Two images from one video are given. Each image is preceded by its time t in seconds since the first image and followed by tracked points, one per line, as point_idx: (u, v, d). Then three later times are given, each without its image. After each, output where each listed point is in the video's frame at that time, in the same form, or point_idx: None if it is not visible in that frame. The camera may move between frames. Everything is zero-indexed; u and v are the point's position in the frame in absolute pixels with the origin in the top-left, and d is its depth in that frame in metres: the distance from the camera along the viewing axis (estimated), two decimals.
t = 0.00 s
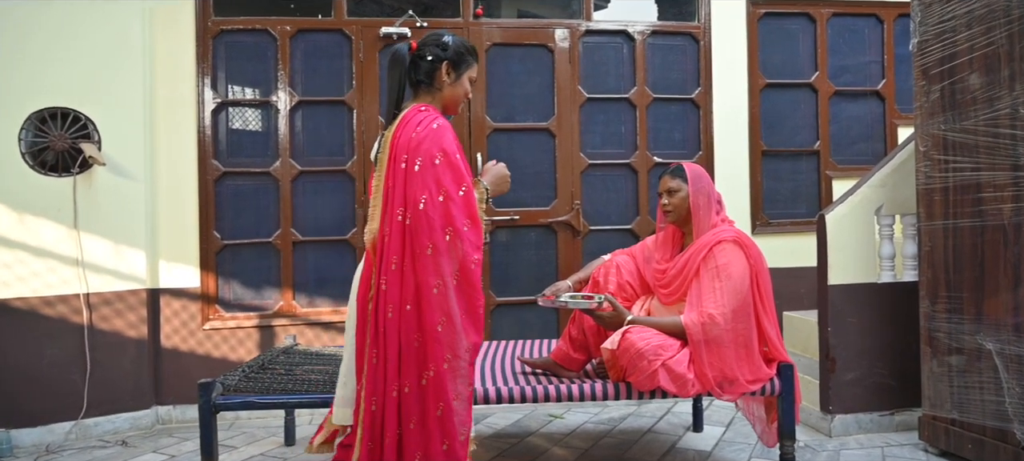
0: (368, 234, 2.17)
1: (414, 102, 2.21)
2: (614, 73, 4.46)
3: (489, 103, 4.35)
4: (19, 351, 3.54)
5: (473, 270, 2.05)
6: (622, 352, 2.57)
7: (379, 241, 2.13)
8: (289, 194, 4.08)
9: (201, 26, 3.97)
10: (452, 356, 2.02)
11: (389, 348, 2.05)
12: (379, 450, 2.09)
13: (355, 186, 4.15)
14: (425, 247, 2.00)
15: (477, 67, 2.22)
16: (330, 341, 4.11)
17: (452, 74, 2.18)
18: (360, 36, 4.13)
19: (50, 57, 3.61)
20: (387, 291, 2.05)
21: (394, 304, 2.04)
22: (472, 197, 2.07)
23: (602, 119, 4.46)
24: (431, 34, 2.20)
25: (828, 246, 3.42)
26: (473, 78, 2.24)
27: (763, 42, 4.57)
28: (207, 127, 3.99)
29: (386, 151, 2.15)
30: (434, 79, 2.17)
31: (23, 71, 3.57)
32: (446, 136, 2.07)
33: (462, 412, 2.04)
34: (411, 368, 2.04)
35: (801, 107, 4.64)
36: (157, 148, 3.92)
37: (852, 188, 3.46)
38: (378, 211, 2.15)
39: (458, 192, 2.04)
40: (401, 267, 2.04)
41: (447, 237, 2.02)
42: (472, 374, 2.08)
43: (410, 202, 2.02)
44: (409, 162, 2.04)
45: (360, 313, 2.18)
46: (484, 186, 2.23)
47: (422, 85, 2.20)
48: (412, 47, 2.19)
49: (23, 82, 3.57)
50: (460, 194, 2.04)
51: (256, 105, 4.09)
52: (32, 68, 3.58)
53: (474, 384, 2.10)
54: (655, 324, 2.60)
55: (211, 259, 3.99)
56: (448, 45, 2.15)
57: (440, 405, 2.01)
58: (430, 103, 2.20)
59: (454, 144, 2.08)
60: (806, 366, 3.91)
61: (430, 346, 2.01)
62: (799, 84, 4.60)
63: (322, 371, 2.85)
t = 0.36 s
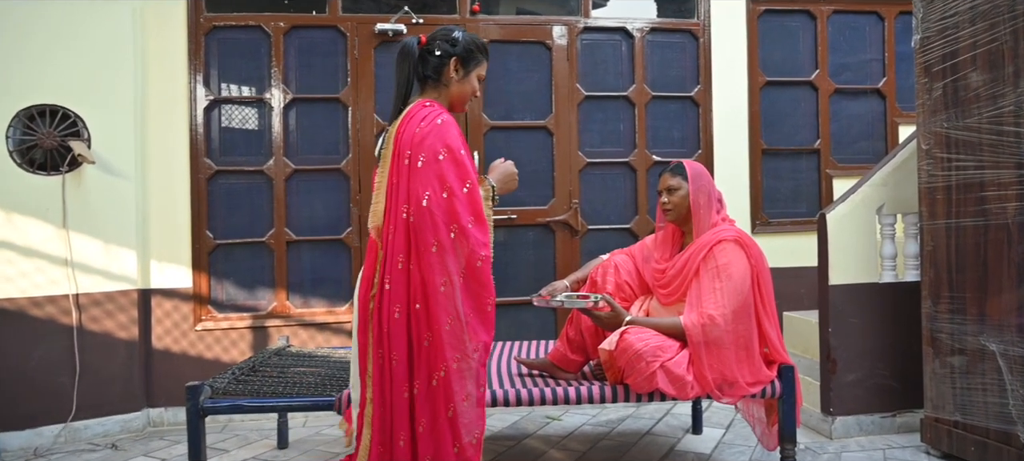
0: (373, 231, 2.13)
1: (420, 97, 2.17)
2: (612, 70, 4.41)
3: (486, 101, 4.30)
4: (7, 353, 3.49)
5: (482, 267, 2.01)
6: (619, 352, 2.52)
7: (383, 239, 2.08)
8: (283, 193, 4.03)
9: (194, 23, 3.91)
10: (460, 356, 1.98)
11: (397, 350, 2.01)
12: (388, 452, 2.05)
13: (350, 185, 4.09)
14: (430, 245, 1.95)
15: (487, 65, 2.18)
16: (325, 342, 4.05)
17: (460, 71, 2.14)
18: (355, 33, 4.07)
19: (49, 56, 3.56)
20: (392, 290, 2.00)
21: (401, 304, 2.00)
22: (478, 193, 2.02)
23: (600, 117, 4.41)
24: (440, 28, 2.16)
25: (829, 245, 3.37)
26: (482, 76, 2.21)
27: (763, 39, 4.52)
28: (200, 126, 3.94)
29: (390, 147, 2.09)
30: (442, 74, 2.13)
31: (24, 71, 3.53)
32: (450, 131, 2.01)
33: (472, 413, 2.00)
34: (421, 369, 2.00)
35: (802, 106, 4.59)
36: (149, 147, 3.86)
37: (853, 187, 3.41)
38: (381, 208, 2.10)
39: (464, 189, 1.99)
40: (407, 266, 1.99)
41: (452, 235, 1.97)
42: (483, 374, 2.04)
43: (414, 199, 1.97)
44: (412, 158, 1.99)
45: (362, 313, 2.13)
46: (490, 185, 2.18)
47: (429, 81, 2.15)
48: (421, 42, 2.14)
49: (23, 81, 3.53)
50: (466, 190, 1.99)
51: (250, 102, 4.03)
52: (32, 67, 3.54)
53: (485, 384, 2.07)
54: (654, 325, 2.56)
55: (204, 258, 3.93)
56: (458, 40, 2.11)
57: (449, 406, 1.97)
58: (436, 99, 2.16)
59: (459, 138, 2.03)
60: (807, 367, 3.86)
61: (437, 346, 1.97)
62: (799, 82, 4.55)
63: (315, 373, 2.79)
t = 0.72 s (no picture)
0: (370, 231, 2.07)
1: (421, 92, 2.11)
2: (609, 68, 4.36)
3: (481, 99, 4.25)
4: None
5: (481, 265, 1.95)
6: (615, 354, 2.46)
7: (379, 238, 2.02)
8: (275, 192, 3.97)
9: (183, 19, 3.85)
10: (460, 357, 1.92)
11: (397, 352, 1.94)
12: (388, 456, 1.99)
13: (342, 184, 4.03)
14: (425, 244, 1.89)
15: (491, 64, 2.13)
16: (317, 344, 3.99)
17: (462, 68, 2.09)
18: (348, 30, 4.01)
19: (49, 56, 3.52)
20: (388, 290, 1.94)
21: (400, 305, 1.94)
22: (474, 190, 1.96)
23: (597, 115, 4.36)
24: (445, 23, 2.10)
25: (828, 246, 3.32)
26: (485, 74, 2.15)
27: (761, 37, 4.47)
28: (189, 125, 3.87)
29: (387, 144, 2.04)
30: (443, 70, 2.07)
31: (24, 71, 3.49)
32: (446, 126, 1.96)
33: (476, 417, 1.94)
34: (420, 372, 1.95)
35: (800, 105, 4.54)
36: (137, 145, 3.80)
37: (852, 186, 3.37)
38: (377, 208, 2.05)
39: (459, 186, 1.93)
40: (403, 265, 1.93)
41: (448, 234, 1.91)
42: (486, 375, 1.98)
43: (408, 196, 1.91)
44: (407, 155, 1.94)
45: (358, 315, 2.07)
46: (489, 181, 2.10)
47: (430, 76, 2.09)
48: (424, 36, 2.08)
49: (23, 82, 3.49)
50: (462, 187, 1.94)
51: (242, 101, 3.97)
52: (32, 67, 3.50)
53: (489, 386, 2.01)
54: (651, 327, 2.50)
55: (194, 258, 3.87)
56: (462, 37, 2.06)
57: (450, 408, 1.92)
58: (437, 95, 2.10)
59: (455, 134, 1.97)
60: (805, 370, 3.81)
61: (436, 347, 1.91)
62: (798, 80, 4.51)
63: (305, 375, 2.73)
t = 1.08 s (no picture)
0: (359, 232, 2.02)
1: (420, 87, 2.07)
2: (604, 66, 4.30)
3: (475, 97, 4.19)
4: None
5: (470, 265, 1.89)
6: (610, 355, 2.40)
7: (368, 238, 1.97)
8: (265, 192, 3.90)
9: (172, 16, 3.79)
10: (449, 361, 1.86)
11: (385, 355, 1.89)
12: None
13: (334, 183, 3.97)
14: (411, 244, 1.83)
15: (493, 61, 2.05)
16: (308, 346, 3.93)
17: (463, 64, 2.02)
18: (340, 27, 3.95)
19: (50, 56, 3.48)
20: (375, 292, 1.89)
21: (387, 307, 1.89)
22: (461, 189, 1.90)
23: (592, 114, 4.30)
24: (447, 18, 2.05)
25: (826, 246, 3.28)
26: (487, 71, 2.07)
27: (759, 35, 4.42)
28: (178, 124, 3.81)
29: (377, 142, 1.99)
30: (442, 67, 2.01)
31: (24, 71, 3.44)
32: (435, 123, 1.90)
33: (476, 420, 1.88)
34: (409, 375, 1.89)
35: (798, 103, 4.50)
36: (124, 144, 3.73)
37: (851, 186, 3.32)
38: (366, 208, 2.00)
39: (445, 185, 1.87)
40: (390, 266, 1.88)
41: (435, 233, 1.85)
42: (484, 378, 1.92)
43: (393, 196, 1.86)
44: (394, 152, 1.89)
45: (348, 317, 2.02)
46: (481, 178, 2.01)
47: (430, 72, 2.04)
48: (425, 30, 2.03)
49: (23, 82, 3.45)
50: (449, 186, 1.88)
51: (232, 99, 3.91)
52: (31, 67, 3.45)
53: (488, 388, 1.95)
54: (646, 328, 2.45)
55: (183, 259, 3.81)
56: (463, 32, 2.00)
57: (440, 413, 1.85)
58: (435, 91, 2.05)
59: (444, 131, 1.91)
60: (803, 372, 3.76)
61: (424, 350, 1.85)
62: (795, 79, 4.46)
63: (292, 379, 2.67)
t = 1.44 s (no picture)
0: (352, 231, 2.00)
1: (421, 84, 2.01)
2: (601, 64, 4.25)
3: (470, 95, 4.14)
4: None
5: (450, 266, 1.81)
6: (605, 355, 2.35)
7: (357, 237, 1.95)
8: (256, 191, 3.85)
9: (161, 12, 3.73)
10: (430, 366, 1.79)
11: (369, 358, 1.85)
12: None
13: (326, 182, 3.91)
14: (389, 244, 1.78)
15: (498, 59, 1.97)
16: (300, 348, 3.87)
17: (464, 61, 1.95)
18: (332, 24, 3.89)
19: (49, 56, 3.44)
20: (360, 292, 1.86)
21: (370, 308, 1.85)
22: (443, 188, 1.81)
23: (589, 112, 4.25)
24: (453, 14, 1.98)
25: (826, 246, 3.23)
26: (491, 70, 1.99)
27: (757, 33, 4.37)
28: (167, 123, 3.76)
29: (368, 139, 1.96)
30: (443, 63, 1.95)
31: (23, 71, 3.40)
32: (419, 120, 1.84)
33: (463, 427, 1.80)
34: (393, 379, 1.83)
35: (796, 102, 4.45)
36: (112, 142, 3.67)
37: (850, 186, 3.27)
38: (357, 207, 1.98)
39: (425, 184, 1.80)
40: (373, 266, 1.84)
41: (413, 233, 1.79)
42: (472, 383, 1.83)
43: (375, 194, 1.83)
44: (379, 150, 1.86)
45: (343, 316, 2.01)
46: (470, 178, 1.90)
47: (431, 68, 1.98)
48: (428, 25, 1.96)
49: (22, 81, 3.40)
50: (429, 186, 1.80)
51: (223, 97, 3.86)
52: (31, 67, 3.41)
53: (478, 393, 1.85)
54: (644, 328, 2.39)
55: (172, 260, 3.76)
56: (466, 29, 1.93)
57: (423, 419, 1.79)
58: (435, 89, 1.99)
59: (429, 127, 1.84)
60: (802, 374, 3.72)
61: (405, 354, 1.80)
62: (794, 77, 4.41)
63: (282, 381, 2.62)
